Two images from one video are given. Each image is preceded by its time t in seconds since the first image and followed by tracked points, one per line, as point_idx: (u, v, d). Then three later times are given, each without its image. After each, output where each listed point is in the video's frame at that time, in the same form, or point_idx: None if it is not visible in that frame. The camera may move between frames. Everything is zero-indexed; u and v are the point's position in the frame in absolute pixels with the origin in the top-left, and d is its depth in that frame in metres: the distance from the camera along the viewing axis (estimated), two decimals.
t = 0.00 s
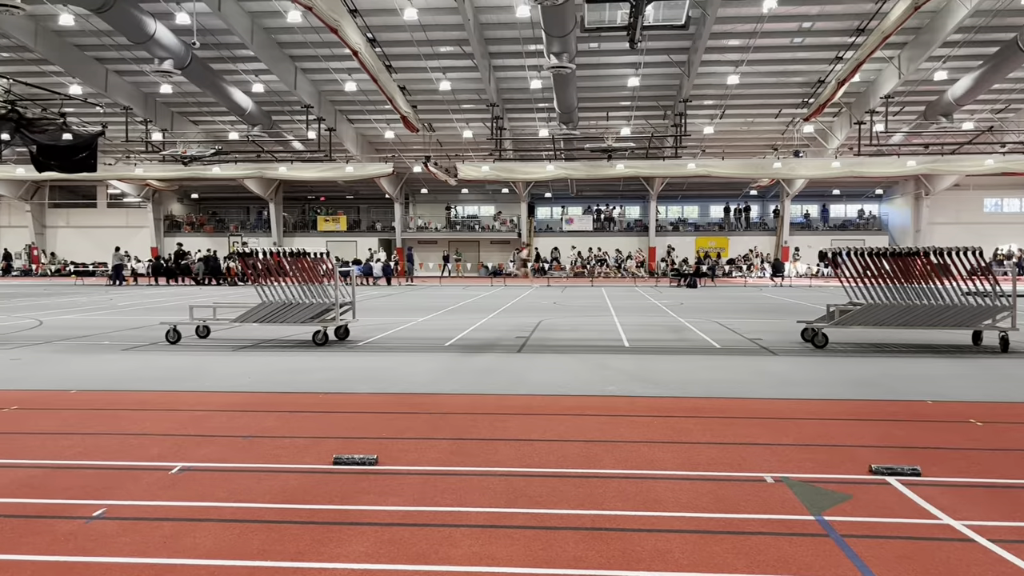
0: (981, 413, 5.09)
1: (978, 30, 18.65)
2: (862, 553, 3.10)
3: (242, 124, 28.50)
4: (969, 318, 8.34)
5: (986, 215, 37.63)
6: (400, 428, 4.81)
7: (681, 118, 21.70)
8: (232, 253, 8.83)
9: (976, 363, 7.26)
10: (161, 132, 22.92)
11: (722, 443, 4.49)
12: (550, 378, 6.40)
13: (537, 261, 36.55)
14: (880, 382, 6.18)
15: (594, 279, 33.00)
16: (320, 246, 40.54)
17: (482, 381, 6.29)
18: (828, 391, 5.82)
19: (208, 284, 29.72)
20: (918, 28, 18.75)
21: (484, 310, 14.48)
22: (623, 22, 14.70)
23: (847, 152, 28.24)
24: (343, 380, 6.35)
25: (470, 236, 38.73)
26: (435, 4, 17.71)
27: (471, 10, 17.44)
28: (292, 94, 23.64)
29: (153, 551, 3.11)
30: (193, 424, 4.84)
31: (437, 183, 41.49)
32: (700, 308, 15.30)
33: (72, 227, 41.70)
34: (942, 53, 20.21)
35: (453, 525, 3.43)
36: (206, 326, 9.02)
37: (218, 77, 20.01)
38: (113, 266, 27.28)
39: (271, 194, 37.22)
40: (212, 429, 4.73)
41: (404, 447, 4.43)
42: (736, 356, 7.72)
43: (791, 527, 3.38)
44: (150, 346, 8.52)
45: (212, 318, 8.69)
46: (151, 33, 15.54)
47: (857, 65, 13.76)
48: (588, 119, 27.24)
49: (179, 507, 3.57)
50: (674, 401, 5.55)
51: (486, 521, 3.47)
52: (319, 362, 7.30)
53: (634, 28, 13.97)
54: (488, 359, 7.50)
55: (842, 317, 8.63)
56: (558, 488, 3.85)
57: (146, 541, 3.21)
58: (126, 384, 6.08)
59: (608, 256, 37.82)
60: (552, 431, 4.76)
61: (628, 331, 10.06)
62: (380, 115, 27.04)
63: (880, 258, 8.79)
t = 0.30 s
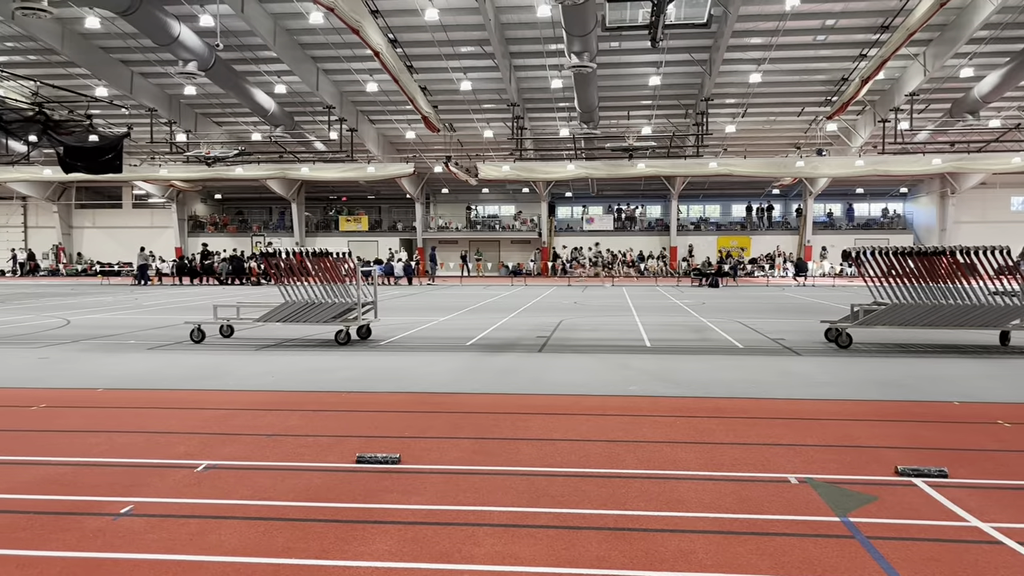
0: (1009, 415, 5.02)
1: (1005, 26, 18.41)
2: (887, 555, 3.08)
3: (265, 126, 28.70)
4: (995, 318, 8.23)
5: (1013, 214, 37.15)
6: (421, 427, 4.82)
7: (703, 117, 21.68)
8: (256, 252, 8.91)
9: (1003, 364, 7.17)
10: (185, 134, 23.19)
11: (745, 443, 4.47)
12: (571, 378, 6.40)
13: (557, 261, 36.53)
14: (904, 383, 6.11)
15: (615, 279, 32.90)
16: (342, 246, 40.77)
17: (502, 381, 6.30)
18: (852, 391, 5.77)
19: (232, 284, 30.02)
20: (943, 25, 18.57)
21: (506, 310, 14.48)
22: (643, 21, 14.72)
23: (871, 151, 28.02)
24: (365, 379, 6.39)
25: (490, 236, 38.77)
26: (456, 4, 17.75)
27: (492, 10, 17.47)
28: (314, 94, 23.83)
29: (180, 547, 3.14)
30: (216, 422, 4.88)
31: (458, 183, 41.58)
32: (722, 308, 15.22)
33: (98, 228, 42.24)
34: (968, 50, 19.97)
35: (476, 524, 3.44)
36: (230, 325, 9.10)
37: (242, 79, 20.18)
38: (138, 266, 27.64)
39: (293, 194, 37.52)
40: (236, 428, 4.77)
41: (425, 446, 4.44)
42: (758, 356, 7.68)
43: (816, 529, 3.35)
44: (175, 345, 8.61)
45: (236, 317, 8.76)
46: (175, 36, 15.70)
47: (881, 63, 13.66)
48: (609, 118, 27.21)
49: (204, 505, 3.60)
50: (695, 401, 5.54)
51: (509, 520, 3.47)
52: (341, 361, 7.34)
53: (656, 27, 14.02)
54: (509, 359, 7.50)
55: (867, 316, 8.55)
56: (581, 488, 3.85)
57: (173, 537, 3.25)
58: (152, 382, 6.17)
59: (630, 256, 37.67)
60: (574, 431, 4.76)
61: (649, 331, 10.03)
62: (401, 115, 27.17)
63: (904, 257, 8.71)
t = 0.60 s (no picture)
0: None
1: None
2: (917, 556, 3.05)
3: (289, 126, 28.98)
4: None
5: None
6: (445, 426, 4.84)
7: (727, 115, 21.61)
8: (281, 252, 8.99)
9: None
10: (210, 135, 23.46)
11: (770, 443, 4.44)
12: (593, 377, 6.40)
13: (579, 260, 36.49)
14: (933, 383, 6.04)
15: (638, 278, 32.76)
16: (365, 245, 40.97)
17: (525, 380, 6.31)
18: (879, 391, 5.72)
19: (256, 283, 30.36)
20: (971, 20, 18.36)
21: (529, 309, 14.52)
22: (667, 20, 14.70)
23: (898, 147, 27.74)
24: (389, 377, 6.43)
25: (512, 236, 38.81)
26: (478, 4, 17.78)
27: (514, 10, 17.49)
28: (338, 95, 23.99)
29: (208, 544, 3.18)
30: (242, 420, 4.94)
31: (480, 182, 41.78)
32: (746, 307, 15.10)
33: (126, 228, 42.80)
34: (998, 45, 19.70)
35: (501, 523, 3.45)
36: (255, 324, 9.16)
37: (267, 80, 20.31)
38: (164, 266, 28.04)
39: (317, 194, 37.81)
40: (262, 426, 4.82)
41: (449, 445, 4.46)
42: (783, 355, 7.64)
43: (843, 530, 3.32)
44: (201, 344, 8.69)
45: (261, 317, 8.84)
46: (200, 38, 15.81)
47: (908, 60, 13.50)
48: (631, 117, 27.17)
49: (231, 502, 3.64)
50: (720, 401, 5.51)
51: (533, 519, 3.47)
52: (365, 360, 7.36)
53: (680, 25, 14.05)
54: (532, 358, 7.51)
55: (894, 316, 8.47)
56: (606, 488, 3.85)
57: (202, 534, 3.28)
58: (179, 381, 6.24)
59: (652, 255, 37.45)
60: (597, 430, 4.76)
61: (673, 331, 9.97)
62: (423, 115, 27.30)
63: (932, 256, 8.64)
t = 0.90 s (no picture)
0: None
1: None
2: (950, 557, 3.01)
3: (315, 127, 29.25)
4: None
5: None
6: (471, 424, 4.87)
7: (752, 113, 21.57)
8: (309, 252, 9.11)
9: None
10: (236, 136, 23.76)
11: (799, 443, 4.41)
12: (619, 376, 6.39)
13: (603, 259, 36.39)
14: (965, 383, 5.96)
15: (663, 277, 32.60)
16: (389, 245, 41.16)
17: (551, 378, 6.33)
18: (909, 391, 5.66)
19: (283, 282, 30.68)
20: (1003, 14, 18.11)
21: (554, 308, 14.52)
22: (692, 17, 14.68)
23: (928, 142, 27.38)
24: (416, 376, 6.47)
25: (536, 234, 38.81)
26: (502, 3, 17.78)
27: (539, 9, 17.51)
28: (363, 95, 24.15)
29: (238, 541, 3.21)
30: (271, 418, 5.00)
31: (504, 181, 42.01)
32: (773, 306, 15.01)
33: (155, 228, 43.26)
34: None
35: (528, 521, 3.45)
36: (283, 323, 9.26)
37: (292, 81, 20.50)
38: (193, 266, 28.51)
39: (343, 194, 38.07)
40: (289, 424, 4.87)
41: (475, 444, 4.48)
42: (811, 354, 7.59)
43: (874, 530, 3.29)
44: (229, 343, 8.80)
45: (288, 316, 8.94)
46: (228, 40, 16.00)
47: (937, 55, 13.32)
48: (655, 115, 27.11)
49: (261, 499, 3.68)
50: (747, 400, 5.49)
51: (561, 518, 3.47)
52: (392, 359, 7.41)
53: (705, 22, 14.03)
54: (558, 356, 7.52)
55: (924, 314, 8.37)
56: (633, 486, 3.84)
57: (232, 531, 3.32)
58: (209, 379, 6.33)
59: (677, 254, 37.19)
60: (624, 429, 4.76)
61: (699, 329, 9.94)
62: (447, 114, 27.43)
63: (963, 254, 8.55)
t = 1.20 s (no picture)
0: None
1: None
2: (989, 559, 2.95)
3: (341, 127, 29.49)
4: None
5: None
6: (499, 423, 4.88)
7: (780, 109, 21.48)
8: (336, 251, 9.13)
9: None
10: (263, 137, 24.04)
11: (830, 442, 4.37)
12: (646, 375, 6.38)
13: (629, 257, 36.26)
14: (1000, 381, 5.85)
15: (691, 275, 32.39)
16: (416, 244, 41.32)
17: (578, 377, 6.32)
18: (942, 390, 5.58)
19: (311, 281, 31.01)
20: None
21: (579, 307, 14.50)
22: (719, 13, 14.60)
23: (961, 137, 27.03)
24: (444, 375, 6.50)
25: (562, 233, 38.63)
26: (528, 1, 17.77)
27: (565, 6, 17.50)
28: (389, 95, 24.28)
29: (269, 538, 3.23)
30: (300, 416, 5.05)
31: (529, 180, 42.30)
32: (800, 303, 14.93)
33: (184, 228, 43.78)
34: None
35: (558, 519, 3.43)
36: (310, 322, 9.34)
37: (319, 81, 20.72)
38: (222, 266, 28.99)
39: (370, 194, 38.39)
40: (318, 422, 4.91)
41: (504, 442, 4.48)
42: (842, 352, 7.51)
43: (910, 531, 3.23)
44: (258, 342, 8.89)
45: (316, 315, 8.95)
46: (256, 40, 16.14)
47: (970, 49, 13.13)
48: (682, 112, 27.05)
49: (290, 497, 3.70)
50: (777, 398, 5.45)
51: (590, 517, 3.45)
52: (419, 357, 7.45)
53: (733, 18, 13.94)
54: (584, 355, 7.52)
55: (958, 312, 8.21)
56: (663, 485, 3.82)
57: (263, 528, 3.34)
58: (239, 377, 6.41)
59: (703, 252, 36.90)
60: (652, 428, 4.75)
61: (727, 328, 9.89)
62: (473, 114, 27.58)
63: (996, 251, 8.43)
